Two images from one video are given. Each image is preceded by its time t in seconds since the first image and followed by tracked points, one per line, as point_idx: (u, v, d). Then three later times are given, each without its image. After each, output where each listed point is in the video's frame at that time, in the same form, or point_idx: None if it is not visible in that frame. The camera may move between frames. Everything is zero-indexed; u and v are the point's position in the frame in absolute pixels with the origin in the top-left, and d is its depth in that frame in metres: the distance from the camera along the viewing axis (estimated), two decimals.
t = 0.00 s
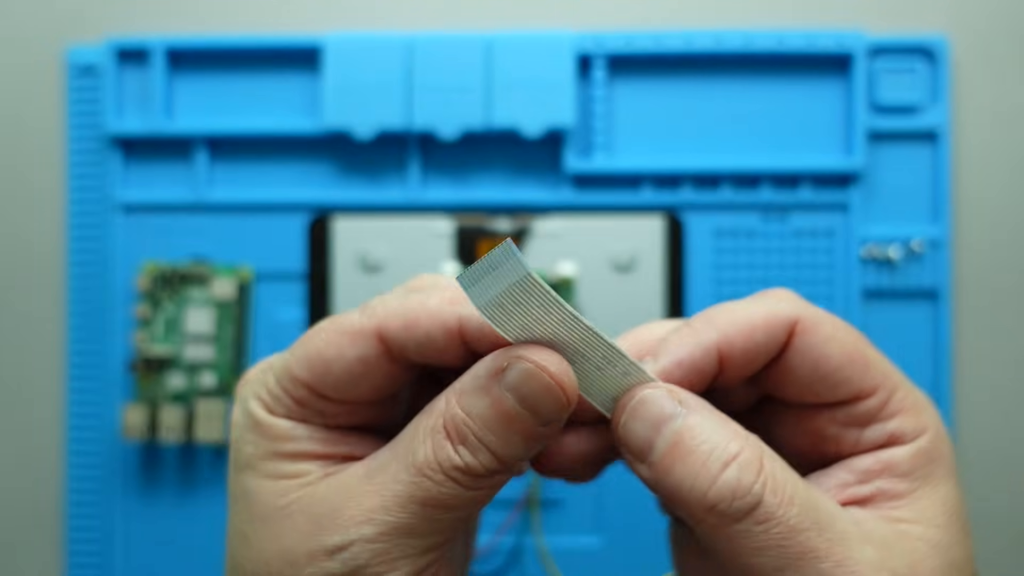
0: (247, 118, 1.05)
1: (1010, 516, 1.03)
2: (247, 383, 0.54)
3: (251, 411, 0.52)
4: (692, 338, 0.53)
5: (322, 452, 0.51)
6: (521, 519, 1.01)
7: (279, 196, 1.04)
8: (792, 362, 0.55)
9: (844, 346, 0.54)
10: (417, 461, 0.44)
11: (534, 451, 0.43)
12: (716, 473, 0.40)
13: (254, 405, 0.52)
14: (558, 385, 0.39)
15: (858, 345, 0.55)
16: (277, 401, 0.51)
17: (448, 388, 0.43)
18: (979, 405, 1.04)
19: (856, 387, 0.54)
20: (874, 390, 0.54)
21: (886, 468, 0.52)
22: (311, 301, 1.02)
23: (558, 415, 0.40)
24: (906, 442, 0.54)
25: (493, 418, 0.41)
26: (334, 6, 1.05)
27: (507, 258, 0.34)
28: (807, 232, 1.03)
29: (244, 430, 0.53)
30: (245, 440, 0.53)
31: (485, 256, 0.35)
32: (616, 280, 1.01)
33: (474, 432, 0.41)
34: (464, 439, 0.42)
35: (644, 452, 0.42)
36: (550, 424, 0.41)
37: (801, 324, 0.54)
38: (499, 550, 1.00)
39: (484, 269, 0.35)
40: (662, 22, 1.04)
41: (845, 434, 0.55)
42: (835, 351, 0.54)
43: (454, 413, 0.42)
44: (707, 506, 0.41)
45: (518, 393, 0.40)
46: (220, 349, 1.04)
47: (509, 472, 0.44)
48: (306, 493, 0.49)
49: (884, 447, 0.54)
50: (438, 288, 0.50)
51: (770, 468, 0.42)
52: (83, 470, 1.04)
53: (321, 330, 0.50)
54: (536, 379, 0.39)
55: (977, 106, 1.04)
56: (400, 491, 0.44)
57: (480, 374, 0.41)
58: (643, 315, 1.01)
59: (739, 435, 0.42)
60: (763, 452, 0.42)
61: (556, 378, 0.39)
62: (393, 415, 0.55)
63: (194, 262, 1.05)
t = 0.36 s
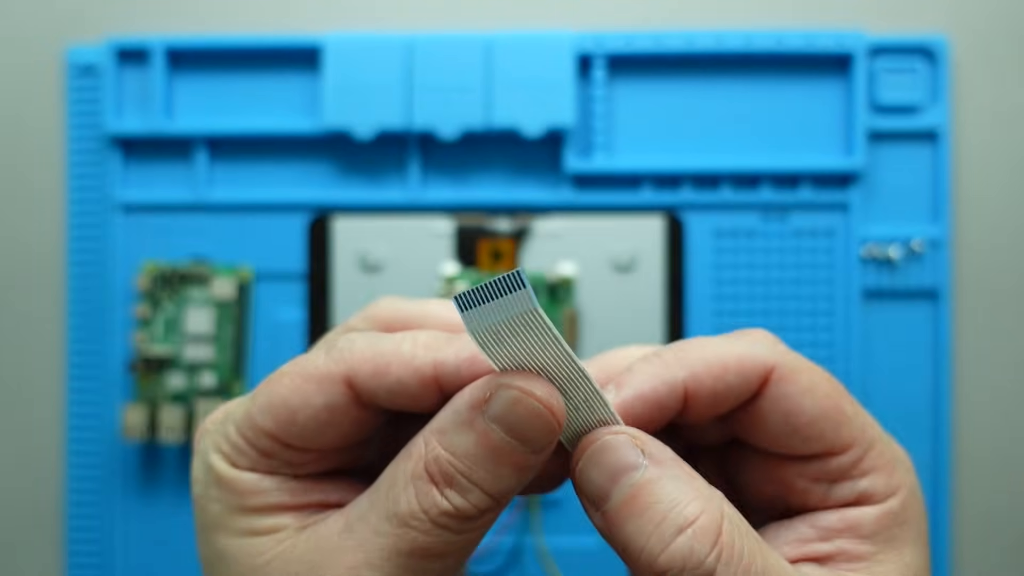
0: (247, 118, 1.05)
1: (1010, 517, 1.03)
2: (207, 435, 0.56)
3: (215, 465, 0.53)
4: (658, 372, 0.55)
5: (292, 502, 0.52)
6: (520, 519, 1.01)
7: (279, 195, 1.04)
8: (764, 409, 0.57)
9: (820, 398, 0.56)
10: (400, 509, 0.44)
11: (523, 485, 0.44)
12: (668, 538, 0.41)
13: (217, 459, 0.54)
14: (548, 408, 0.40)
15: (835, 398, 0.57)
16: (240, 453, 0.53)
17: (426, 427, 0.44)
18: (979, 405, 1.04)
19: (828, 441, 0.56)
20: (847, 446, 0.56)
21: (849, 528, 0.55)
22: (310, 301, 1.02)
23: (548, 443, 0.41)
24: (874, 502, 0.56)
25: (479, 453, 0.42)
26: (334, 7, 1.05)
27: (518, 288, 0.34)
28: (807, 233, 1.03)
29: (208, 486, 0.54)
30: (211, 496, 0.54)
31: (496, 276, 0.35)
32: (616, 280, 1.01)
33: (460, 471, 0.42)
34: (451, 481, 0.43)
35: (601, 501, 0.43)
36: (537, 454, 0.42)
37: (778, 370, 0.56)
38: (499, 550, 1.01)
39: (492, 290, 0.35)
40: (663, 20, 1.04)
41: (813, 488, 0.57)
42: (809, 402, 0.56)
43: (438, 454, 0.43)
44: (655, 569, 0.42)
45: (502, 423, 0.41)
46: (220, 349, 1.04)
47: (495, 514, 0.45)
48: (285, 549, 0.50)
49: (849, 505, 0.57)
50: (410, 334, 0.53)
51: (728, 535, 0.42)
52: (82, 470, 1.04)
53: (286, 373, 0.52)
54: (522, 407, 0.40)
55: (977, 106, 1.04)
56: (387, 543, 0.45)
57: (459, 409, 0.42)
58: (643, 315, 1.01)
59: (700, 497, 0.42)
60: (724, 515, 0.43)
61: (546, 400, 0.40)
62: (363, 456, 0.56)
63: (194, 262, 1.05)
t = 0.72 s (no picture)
0: (247, 118, 1.05)
1: (1010, 517, 1.03)
2: (180, 463, 0.56)
3: (193, 493, 0.54)
4: (652, 364, 0.56)
5: (277, 525, 0.53)
6: (520, 518, 1.01)
7: (279, 195, 1.04)
8: (756, 395, 0.58)
9: (809, 380, 0.57)
10: (398, 532, 0.44)
11: (524, 497, 0.44)
12: (685, 508, 0.43)
13: (194, 486, 0.54)
14: (551, 409, 0.40)
15: (824, 379, 0.58)
16: (218, 478, 0.54)
17: (419, 443, 0.44)
18: (978, 406, 1.04)
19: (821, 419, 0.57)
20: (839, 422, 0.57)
21: (853, 506, 0.56)
22: (310, 301, 1.02)
23: (549, 447, 0.41)
24: (873, 477, 0.57)
25: (482, 463, 0.42)
26: (333, 9, 1.05)
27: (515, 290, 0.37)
28: (807, 233, 1.03)
29: (186, 516, 0.55)
30: (190, 526, 0.54)
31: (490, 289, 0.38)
32: (616, 280, 1.02)
33: (461, 484, 0.42)
34: (453, 496, 0.42)
35: (613, 484, 0.45)
36: (539, 460, 0.42)
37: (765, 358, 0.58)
38: (499, 549, 1.01)
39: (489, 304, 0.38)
40: (662, 21, 1.04)
41: (812, 469, 0.58)
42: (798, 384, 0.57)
43: (436, 469, 0.42)
44: (675, 543, 0.43)
45: (505, 428, 0.41)
46: (220, 349, 1.04)
47: (495, 531, 0.45)
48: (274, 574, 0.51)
49: (849, 482, 0.57)
50: (397, 341, 0.52)
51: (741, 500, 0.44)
52: (83, 471, 1.05)
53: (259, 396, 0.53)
54: (526, 409, 0.40)
55: (977, 107, 1.04)
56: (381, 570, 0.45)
57: (456, 419, 0.42)
58: (642, 315, 1.01)
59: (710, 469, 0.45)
60: (735, 486, 0.45)
61: (548, 400, 0.40)
62: (342, 470, 0.58)
63: (195, 262, 1.05)
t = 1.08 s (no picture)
0: (247, 118, 1.05)
1: (1010, 517, 1.03)
2: (164, 472, 0.56)
3: (178, 506, 0.54)
4: (651, 372, 0.56)
5: (264, 535, 0.53)
6: (519, 519, 1.01)
7: (280, 195, 1.04)
8: (762, 404, 0.57)
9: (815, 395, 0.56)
10: (386, 534, 0.44)
11: (512, 497, 0.44)
12: (658, 533, 0.43)
13: (178, 498, 0.54)
14: (538, 407, 0.41)
15: (834, 386, 0.57)
16: (203, 490, 0.53)
17: (405, 445, 0.44)
18: (978, 406, 1.04)
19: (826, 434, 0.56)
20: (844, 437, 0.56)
21: (855, 525, 0.54)
22: (310, 301, 1.02)
23: (537, 446, 0.42)
24: (880, 496, 0.55)
25: (470, 461, 0.42)
26: (333, 9, 1.05)
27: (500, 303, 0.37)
28: (807, 233, 1.03)
29: (172, 527, 0.54)
30: (177, 537, 0.54)
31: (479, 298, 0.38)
32: (616, 280, 1.02)
33: (450, 484, 0.42)
34: (441, 496, 0.42)
35: (594, 498, 0.45)
36: (526, 458, 0.42)
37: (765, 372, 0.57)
38: (498, 550, 1.01)
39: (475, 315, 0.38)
40: (662, 21, 1.04)
41: (816, 483, 0.57)
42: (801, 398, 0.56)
43: (425, 470, 0.43)
44: (646, 566, 0.43)
45: (492, 425, 0.41)
46: (220, 349, 1.04)
47: (483, 532, 0.44)
48: None
49: (854, 500, 0.56)
50: (376, 346, 0.53)
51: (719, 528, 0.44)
52: (83, 471, 1.05)
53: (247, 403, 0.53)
54: (513, 406, 0.40)
55: (977, 107, 1.04)
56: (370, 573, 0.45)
57: (443, 418, 0.42)
58: (642, 315, 1.01)
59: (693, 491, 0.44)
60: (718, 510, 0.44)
61: (535, 397, 0.41)
62: (328, 477, 0.58)
63: (195, 262, 1.05)
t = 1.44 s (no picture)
0: (247, 118, 1.05)
1: (1011, 516, 1.03)
2: (168, 460, 0.56)
3: (181, 492, 0.54)
4: (665, 363, 0.56)
5: (263, 524, 0.53)
6: (520, 519, 1.01)
7: (280, 195, 1.04)
8: (774, 411, 0.56)
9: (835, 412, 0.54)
10: (381, 522, 0.44)
11: (505, 487, 0.44)
12: (627, 539, 0.43)
13: (180, 485, 0.54)
14: (530, 401, 0.40)
15: (855, 406, 0.54)
16: (204, 477, 0.54)
17: (401, 434, 0.44)
18: (977, 406, 1.04)
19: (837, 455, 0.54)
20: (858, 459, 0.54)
21: (852, 545, 0.54)
22: (310, 300, 1.02)
23: (530, 440, 0.42)
24: (886, 523, 0.54)
25: (463, 453, 0.42)
26: (334, 9, 1.05)
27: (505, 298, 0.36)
28: (807, 232, 1.03)
29: (173, 513, 0.55)
30: (177, 523, 0.54)
31: (486, 289, 0.37)
32: (615, 280, 1.02)
33: (443, 474, 0.42)
34: (434, 486, 0.43)
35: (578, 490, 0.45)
36: (519, 450, 0.42)
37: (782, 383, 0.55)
38: (498, 550, 1.01)
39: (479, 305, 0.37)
40: (662, 20, 1.04)
41: (822, 498, 0.56)
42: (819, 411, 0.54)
43: (419, 459, 0.43)
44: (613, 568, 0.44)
45: (485, 418, 0.41)
46: (221, 348, 1.04)
47: (477, 521, 0.45)
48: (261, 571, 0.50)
49: (860, 522, 0.54)
50: (379, 339, 0.53)
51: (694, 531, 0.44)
52: (82, 471, 1.04)
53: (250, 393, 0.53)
54: (505, 399, 0.40)
55: (978, 107, 1.04)
56: (365, 560, 0.45)
57: (437, 410, 0.42)
58: (642, 315, 1.01)
59: (669, 500, 0.44)
60: (692, 521, 0.44)
61: (528, 391, 0.40)
62: (329, 474, 0.58)
63: (195, 262, 1.05)
